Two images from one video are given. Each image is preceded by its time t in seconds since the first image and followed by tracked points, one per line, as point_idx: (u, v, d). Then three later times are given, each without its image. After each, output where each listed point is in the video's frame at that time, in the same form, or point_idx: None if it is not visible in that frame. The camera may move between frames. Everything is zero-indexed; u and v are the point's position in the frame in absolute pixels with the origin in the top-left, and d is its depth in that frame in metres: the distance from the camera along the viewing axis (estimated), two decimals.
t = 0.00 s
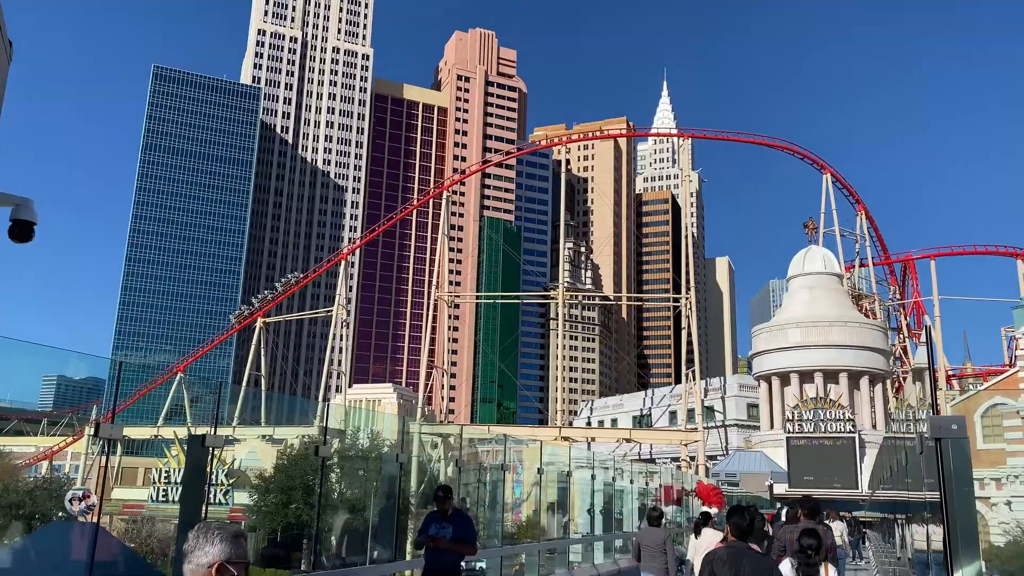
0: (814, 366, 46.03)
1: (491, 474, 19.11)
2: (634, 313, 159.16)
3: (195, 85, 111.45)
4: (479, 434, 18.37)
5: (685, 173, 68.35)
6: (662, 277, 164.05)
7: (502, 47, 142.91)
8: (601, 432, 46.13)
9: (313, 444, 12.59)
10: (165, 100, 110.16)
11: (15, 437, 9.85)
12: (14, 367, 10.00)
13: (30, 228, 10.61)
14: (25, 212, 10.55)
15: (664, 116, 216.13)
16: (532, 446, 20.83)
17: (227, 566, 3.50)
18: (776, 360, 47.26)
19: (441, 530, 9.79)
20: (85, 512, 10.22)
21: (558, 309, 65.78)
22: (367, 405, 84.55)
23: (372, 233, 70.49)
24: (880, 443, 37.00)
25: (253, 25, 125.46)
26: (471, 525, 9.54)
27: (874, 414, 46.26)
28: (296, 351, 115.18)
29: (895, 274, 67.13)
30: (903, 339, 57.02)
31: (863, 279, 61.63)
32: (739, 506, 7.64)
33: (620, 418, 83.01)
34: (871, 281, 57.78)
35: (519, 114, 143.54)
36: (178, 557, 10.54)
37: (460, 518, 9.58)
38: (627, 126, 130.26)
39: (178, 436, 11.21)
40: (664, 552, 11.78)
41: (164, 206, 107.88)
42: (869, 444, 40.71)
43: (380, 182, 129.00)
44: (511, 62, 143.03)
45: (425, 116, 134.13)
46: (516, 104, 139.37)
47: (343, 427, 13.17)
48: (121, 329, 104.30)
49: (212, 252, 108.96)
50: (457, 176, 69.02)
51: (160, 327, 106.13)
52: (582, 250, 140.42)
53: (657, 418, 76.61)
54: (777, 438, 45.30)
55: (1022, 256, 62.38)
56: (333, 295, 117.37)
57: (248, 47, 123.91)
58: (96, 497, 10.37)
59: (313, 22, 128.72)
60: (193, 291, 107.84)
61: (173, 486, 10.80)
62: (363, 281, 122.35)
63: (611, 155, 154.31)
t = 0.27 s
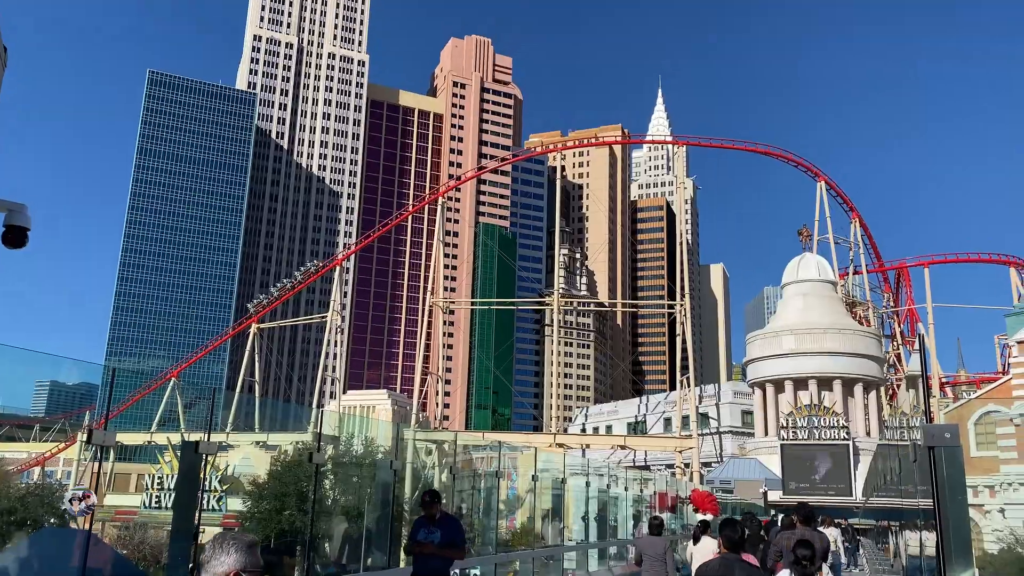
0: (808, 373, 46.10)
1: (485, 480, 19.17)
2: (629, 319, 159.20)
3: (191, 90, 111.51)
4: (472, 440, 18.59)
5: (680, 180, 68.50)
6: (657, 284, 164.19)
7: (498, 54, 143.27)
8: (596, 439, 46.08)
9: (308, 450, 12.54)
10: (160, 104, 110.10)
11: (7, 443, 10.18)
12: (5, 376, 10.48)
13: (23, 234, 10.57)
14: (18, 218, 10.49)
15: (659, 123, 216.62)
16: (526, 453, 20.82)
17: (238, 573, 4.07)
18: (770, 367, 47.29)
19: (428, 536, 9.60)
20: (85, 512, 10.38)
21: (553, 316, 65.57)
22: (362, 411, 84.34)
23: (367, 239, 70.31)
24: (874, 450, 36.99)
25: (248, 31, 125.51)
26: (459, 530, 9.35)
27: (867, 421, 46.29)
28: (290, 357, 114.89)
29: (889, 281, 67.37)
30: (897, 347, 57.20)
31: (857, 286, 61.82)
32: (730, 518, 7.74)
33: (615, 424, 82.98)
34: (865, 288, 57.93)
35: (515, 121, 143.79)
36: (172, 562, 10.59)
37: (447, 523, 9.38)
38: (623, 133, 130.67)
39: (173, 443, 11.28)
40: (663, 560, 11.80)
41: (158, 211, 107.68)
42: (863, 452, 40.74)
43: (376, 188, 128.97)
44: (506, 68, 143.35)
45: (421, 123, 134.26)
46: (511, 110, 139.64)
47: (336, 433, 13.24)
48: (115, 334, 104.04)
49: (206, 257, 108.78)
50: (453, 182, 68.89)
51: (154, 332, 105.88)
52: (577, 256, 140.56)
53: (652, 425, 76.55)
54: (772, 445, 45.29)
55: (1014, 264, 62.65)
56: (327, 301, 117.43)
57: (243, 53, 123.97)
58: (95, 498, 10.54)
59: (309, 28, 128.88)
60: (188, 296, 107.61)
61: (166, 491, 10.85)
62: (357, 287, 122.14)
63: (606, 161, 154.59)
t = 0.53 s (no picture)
0: (801, 380, 46.14)
1: (479, 487, 19.17)
2: (624, 326, 159.29)
3: (185, 96, 111.44)
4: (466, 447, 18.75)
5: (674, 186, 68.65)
6: (651, 290, 164.29)
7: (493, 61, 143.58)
8: (590, 446, 46.02)
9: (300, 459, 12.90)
10: (155, 109, 109.98)
11: None
12: None
13: (15, 239, 10.50)
14: (10, 223, 10.40)
15: (653, 130, 217.19)
16: (520, 459, 20.82)
17: None
18: (764, 374, 47.32)
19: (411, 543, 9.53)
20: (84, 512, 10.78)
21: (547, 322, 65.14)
22: (356, 418, 84.12)
23: (361, 245, 70.20)
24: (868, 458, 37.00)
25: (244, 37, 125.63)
26: (444, 538, 9.27)
27: (861, 429, 46.34)
28: (284, 363, 114.58)
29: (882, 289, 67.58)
30: (890, 354, 57.38)
31: (850, 293, 61.99)
32: (723, 525, 7.87)
33: (609, 431, 82.89)
34: (858, 295, 58.13)
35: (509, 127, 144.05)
36: (164, 568, 10.93)
37: (432, 530, 9.25)
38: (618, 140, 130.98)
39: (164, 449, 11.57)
40: (662, 564, 11.81)
41: (152, 216, 107.40)
42: (856, 459, 40.78)
43: (370, 194, 128.91)
44: (501, 75, 143.64)
45: (416, 129, 134.44)
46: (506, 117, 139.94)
47: (330, 440, 13.45)
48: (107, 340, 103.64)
49: (200, 263, 108.51)
50: (448, 188, 68.85)
51: (147, 338, 105.44)
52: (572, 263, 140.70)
53: (646, 431, 76.52)
54: (765, 452, 45.30)
55: (1007, 272, 62.96)
56: (321, 307, 117.27)
57: (238, 59, 123.98)
58: (97, 497, 10.94)
59: (304, 34, 128.98)
60: (181, 302, 107.28)
61: (157, 500, 11.25)
62: (351, 293, 122.00)
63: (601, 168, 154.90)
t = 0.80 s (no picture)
0: (793, 389, 46.21)
1: (471, 496, 19.14)
2: (616, 334, 159.35)
3: (177, 102, 111.33)
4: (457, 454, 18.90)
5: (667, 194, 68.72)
6: (644, 299, 164.44)
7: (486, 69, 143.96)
8: (582, 454, 46.01)
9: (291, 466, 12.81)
10: (146, 116, 109.78)
11: None
12: None
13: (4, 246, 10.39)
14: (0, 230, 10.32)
15: (646, 138, 217.81)
16: (512, 467, 20.63)
17: None
18: (756, 382, 47.38)
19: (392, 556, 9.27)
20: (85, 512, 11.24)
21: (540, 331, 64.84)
22: (347, 426, 83.81)
23: (353, 253, 69.94)
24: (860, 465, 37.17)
25: (236, 44, 125.63)
26: (425, 549, 9.11)
27: (852, 437, 46.45)
28: (275, 372, 114.19)
29: (874, 297, 67.80)
30: (881, 362, 57.52)
31: (842, 302, 62.18)
32: (713, 530, 7.87)
33: (601, 440, 82.80)
34: (850, 304, 58.28)
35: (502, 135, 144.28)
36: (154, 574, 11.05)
37: (411, 543, 9.08)
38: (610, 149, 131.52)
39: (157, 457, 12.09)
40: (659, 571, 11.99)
41: (142, 223, 107.09)
42: (847, 468, 40.84)
43: (363, 202, 128.82)
44: (494, 84, 143.96)
45: (409, 137, 134.51)
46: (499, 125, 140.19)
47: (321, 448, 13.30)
48: (96, 348, 103.14)
49: (190, 271, 108.10)
50: (441, 196, 68.80)
51: (137, 345, 104.88)
52: (564, 271, 140.83)
53: (638, 440, 76.49)
54: (757, 460, 45.34)
55: (996, 280, 63.30)
56: (313, 314, 116.94)
57: (231, 66, 123.88)
58: (96, 498, 11.41)
59: (297, 41, 129.06)
60: (172, 309, 106.76)
61: (147, 507, 11.58)
62: (344, 301, 121.71)
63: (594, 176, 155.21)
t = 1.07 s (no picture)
0: (785, 397, 46.27)
1: (463, 504, 19.54)
2: (609, 342, 159.33)
3: (170, 109, 111.16)
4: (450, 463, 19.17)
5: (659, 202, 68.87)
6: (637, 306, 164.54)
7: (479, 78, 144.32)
8: (574, 462, 46.02)
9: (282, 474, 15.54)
10: (138, 122, 109.58)
11: None
12: None
13: None
14: None
15: (638, 147, 218.39)
16: (505, 477, 20.93)
17: None
18: (748, 391, 47.43)
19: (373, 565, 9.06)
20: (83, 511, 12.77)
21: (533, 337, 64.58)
22: (338, 434, 83.48)
23: (346, 260, 69.74)
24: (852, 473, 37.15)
25: (230, 51, 125.70)
26: (406, 557, 8.91)
27: (844, 445, 46.46)
28: (267, 379, 113.83)
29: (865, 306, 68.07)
30: (873, 371, 57.72)
31: (834, 309, 62.40)
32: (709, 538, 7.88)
33: (594, 447, 82.69)
34: (841, 312, 58.50)
35: (495, 143, 144.54)
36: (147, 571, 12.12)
37: (393, 550, 8.93)
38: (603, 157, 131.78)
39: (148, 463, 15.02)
40: None
41: (134, 229, 106.78)
42: (839, 475, 40.83)
43: (356, 209, 128.77)
44: (488, 92, 144.31)
45: (402, 144, 134.69)
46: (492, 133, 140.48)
47: (312, 455, 15.85)
48: (87, 355, 102.66)
49: (182, 278, 107.83)
50: (434, 203, 68.75)
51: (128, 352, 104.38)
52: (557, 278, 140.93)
53: (631, 447, 76.47)
54: (749, 468, 45.33)
55: (987, 289, 63.63)
56: (305, 321, 116.57)
57: (224, 73, 123.87)
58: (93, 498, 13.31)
59: (291, 49, 129.14)
60: (164, 316, 106.40)
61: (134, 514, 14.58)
62: (336, 308, 121.41)
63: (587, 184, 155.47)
